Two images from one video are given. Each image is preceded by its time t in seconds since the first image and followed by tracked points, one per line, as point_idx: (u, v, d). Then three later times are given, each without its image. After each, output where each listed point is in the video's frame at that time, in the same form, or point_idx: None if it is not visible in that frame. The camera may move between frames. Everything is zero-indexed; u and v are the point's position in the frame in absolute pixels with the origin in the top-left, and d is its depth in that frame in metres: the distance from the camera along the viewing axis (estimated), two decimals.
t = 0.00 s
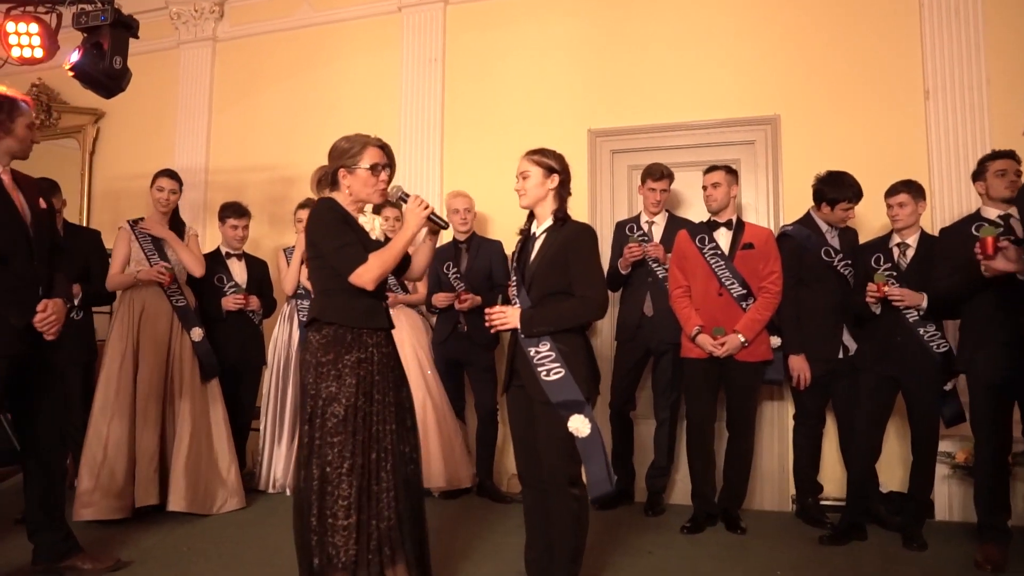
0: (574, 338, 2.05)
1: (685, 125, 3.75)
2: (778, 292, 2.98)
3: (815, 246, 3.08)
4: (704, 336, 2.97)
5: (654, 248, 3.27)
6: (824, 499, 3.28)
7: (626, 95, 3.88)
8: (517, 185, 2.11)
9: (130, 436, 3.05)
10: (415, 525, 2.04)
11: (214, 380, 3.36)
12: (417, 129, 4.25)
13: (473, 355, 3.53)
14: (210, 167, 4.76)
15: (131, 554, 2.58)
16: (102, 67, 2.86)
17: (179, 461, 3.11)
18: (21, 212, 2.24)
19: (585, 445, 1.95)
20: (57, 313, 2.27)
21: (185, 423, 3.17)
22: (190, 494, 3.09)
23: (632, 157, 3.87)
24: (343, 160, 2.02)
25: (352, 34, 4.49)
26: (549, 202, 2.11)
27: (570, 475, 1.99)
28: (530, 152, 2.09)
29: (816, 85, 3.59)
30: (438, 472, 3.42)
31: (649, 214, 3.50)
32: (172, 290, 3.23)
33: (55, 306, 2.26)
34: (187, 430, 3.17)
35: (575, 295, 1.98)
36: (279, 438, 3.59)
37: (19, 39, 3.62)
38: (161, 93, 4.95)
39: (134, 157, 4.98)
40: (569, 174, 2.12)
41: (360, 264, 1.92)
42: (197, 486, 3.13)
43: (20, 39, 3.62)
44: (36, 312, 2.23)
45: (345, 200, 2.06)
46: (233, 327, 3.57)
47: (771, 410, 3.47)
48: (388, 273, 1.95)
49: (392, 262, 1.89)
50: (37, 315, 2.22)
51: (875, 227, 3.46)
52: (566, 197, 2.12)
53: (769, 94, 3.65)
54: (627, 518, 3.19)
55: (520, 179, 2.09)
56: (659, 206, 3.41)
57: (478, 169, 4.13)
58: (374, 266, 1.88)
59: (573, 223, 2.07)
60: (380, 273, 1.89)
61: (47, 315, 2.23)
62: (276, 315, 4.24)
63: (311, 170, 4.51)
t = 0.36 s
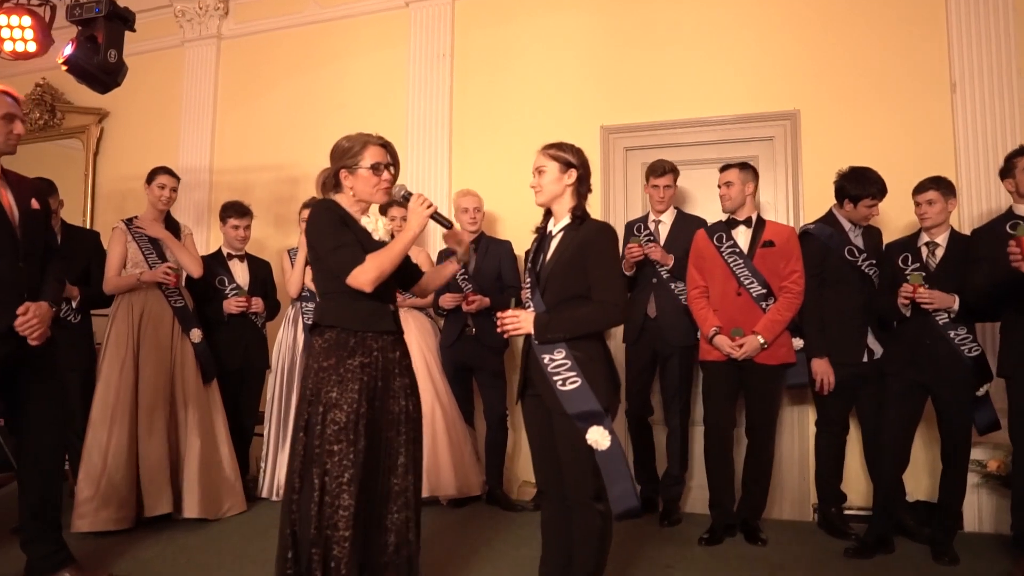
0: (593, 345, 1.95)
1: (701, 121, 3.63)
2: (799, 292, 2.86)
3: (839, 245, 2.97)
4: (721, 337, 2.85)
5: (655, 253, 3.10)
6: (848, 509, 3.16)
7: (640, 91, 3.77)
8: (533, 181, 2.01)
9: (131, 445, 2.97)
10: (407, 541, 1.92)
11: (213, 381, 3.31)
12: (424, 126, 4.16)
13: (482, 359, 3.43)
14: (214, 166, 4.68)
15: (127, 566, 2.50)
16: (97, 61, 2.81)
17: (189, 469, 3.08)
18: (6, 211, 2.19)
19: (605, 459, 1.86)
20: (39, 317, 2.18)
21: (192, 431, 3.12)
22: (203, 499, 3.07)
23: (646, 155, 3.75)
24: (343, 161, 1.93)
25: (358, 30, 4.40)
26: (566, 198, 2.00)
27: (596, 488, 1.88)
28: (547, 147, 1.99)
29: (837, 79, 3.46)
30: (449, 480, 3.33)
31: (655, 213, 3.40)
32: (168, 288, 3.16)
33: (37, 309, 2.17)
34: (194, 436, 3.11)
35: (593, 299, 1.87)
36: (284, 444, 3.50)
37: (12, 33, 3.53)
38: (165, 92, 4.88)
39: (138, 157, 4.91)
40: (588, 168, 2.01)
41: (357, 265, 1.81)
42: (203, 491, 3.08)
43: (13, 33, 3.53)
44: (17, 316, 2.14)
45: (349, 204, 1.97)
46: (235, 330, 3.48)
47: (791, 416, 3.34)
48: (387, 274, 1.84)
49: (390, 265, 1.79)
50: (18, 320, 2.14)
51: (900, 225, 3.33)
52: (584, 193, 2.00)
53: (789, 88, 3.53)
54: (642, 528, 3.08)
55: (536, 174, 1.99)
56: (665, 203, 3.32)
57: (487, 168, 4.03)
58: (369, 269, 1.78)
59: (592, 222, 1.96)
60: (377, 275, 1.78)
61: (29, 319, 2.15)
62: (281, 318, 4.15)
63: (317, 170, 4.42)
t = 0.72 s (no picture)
0: (606, 344, 1.86)
1: (709, 115, 3.54)
2: (810, 289, 2.75)
3: (853, 240, 2.89)
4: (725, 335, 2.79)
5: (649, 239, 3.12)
6: (862, 513, 3.07)
7: (647, 84, 3.68)
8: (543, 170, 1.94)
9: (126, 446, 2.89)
10: (420, 535, 1.87)
11: (211, 381, 3.23)
12: (426, 121, 4.07)
13: (487, 359, 3.35)
14: (213, 163, 4.60)
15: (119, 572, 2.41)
16: (89, 50, 2.75)
17: (189, 471, 3.00)
18: None
19: (613, 463, 1.77)
20: (31, 314, 2.11)
21: (190, 432, 3.04)
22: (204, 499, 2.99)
23: (654, 149, 3.67)
24: (341, 154, 1.81)
25: (359, 24, 4.32)
26: (578, 187, 1.91)
27: (603, 493, 1.80)
28: (559, 135, 1.92)
29: (850, 71, 3.37)
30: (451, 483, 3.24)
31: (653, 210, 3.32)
32: (162, 285, 3.09)
33: (29, 306, 2.11)
34: (193, 435, 3.04)
35: (604, 296, 1.78)
36: (282, 444, 3.41)
37: None
38: (163, 87, 4.80)
39: (135, 154, 4.83)
40: (603, 156, 1.92)
41: (370, 260, 1.71)
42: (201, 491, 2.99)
43: None
44: (8, 313, 2.07)
45: (356, 198, 1.86)
46: (232, 330, 3.40)
47: (803, 417, 3.25)
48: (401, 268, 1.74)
49: (401, 259, 1.68)
50: (9, 316, 2.06)
51: (916, 221, 3.24)
52: (597, 182, 1.91)
53: (801, 81, 3.44)
54: (650, 533, 2.99)
55: (547, 163, 1.92)
56: (660, 198, 3.22)
57: (490, 163, 3.95)
58: (381, 264, 1.67)
59: (605, 214, 1.87)
60: (393, 268, 1.68)
61: (20, 315, 2.08)
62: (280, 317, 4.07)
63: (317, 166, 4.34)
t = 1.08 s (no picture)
0: (616, 336, 1.82)
1: (715, 107, 3.50)
2: (808, 279, 2.69)
3: (861, 231, 2.85)
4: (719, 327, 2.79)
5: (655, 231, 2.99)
6: (871, 509, 3.04)
7: (653, 76, 3.64)
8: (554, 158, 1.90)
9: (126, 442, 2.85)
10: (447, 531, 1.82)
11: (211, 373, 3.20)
12: (429, 114, 4.03)
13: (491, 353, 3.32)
14: (214, 156, 4.56)
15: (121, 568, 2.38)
16: (87, 38, 2.58)
17: (191, 467, 2.96)
18: None
19: (621, 457, 1.74)
20: (38, 306, 2.08)
21: (191, 427, 2.99)
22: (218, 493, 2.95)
23: (659, 142, 3.63)
24: (354, 145, 1.76)
25: (361, 16, 4.27)
26: (589, 175, 1.88)
27: (609, 489, 1.77)
28: (570, 122, 1.88)
29: (858, 62, 3.33)
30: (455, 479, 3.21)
31: (654, 204, 3.28)
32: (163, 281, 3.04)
33: (36, 298, 2.07)
34: (195, 429, 2.99)
35: (615, 287, 1.74)
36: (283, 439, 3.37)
37: None
38: (163, 80, 4.76)
39: (135, 148, 4.79)
40: (614, 144, 1.87)
41: (381, 257, 1.64)
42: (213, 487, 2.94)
43: None
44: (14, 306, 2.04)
45: (366, 192, 1.79)
46: (234, 325, 3.37)
47: (809, 411, 3.22)
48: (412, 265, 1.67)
49: (412, 255, 1.61)
50: (16, 309, 2.03)
51: (926, 214, 3.20)
52: (609, 170, 1.87)
53: (808, 72, 3.40)
54: (657, 529, 2.96)
55: (557, 152, 1.88)
56: (662, 190, 3.19)
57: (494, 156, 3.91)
58: (392, 260, 1.60)
59: (616, 203, 1.84)
60: (404, 267, 1.61)
61: (27, 307, 2.05)
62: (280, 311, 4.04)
63: (319, 160, 4.30)
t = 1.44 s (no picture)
0: (615, 337, 1.76)
1: (716, 103, 3.44)
2: (803, 279, 2.61)
3: (865, 229, 2.81)
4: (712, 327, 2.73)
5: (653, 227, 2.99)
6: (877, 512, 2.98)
7: (653, 72, 3.58)
8: (554, 152, 1.83)
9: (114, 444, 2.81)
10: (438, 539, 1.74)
11: (204, 376, 3.14)
12: (426, 111, 3.97)
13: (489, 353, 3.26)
14: (208, 154, 4.50)
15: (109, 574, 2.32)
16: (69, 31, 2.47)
17: (180, 472, 2.89)
18: None
19: (620, 462, 1.68)
20: (25, 306, 2.02)
21: (180, 431, 2.92)
22: (208, 501, 2.87)
23: (659, 139, 3.57)
24: (337, 138, 1.71)
25: (358, 11, 4.21)
26: (591, 170, 1.81)
27: (609, 494, 1.71)
28: (572, 115, 1.81)
29: (863, 57, 3.27)
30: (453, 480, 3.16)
31: (653, 201, 3.21)
32: (154, 277, 3.02)
33: (23, 298, 2.02)
34: (185, 432, 2.93)
35: (617, 286, 1.68)
36: (276, 441, 3.30)
37: None
38: (158, 77, 4.70)
39: (129, 146, 4.74)
40: (617, 138, 1.81)
41: (366, 253, 1.58)
42: (202, 495, 2.86)
43: None
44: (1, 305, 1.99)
45: (350, 186, 1.73)
46: (227, 326, 3.32)
47: (813, 412, 3.16)
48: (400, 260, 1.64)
49: (398, 250, 1.55)
50: (2, 309, 1.98)
51: (932, 211, 3.14)
52: (611, 165, 1.81)
53: (812, 66, 3.34)
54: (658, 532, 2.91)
55: (558, 146, 1.81)
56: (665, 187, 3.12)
57: (491, 154, 3.85)
58: (378, 256, 1.55)
59: (619, 199, 1.77)
60: (393, 259, 1.55)
61: (14, 307, 2.00)
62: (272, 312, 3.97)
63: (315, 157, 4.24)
